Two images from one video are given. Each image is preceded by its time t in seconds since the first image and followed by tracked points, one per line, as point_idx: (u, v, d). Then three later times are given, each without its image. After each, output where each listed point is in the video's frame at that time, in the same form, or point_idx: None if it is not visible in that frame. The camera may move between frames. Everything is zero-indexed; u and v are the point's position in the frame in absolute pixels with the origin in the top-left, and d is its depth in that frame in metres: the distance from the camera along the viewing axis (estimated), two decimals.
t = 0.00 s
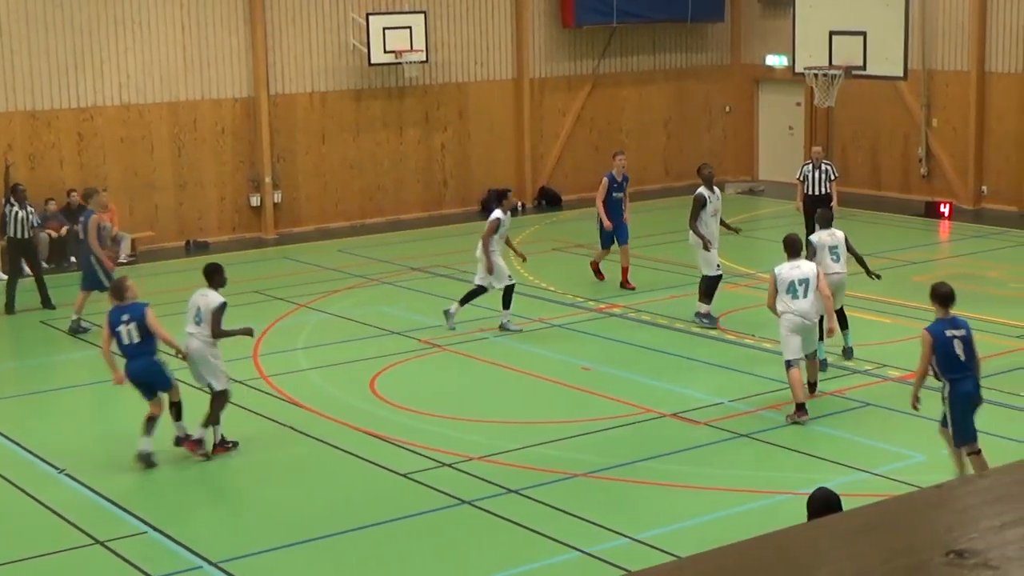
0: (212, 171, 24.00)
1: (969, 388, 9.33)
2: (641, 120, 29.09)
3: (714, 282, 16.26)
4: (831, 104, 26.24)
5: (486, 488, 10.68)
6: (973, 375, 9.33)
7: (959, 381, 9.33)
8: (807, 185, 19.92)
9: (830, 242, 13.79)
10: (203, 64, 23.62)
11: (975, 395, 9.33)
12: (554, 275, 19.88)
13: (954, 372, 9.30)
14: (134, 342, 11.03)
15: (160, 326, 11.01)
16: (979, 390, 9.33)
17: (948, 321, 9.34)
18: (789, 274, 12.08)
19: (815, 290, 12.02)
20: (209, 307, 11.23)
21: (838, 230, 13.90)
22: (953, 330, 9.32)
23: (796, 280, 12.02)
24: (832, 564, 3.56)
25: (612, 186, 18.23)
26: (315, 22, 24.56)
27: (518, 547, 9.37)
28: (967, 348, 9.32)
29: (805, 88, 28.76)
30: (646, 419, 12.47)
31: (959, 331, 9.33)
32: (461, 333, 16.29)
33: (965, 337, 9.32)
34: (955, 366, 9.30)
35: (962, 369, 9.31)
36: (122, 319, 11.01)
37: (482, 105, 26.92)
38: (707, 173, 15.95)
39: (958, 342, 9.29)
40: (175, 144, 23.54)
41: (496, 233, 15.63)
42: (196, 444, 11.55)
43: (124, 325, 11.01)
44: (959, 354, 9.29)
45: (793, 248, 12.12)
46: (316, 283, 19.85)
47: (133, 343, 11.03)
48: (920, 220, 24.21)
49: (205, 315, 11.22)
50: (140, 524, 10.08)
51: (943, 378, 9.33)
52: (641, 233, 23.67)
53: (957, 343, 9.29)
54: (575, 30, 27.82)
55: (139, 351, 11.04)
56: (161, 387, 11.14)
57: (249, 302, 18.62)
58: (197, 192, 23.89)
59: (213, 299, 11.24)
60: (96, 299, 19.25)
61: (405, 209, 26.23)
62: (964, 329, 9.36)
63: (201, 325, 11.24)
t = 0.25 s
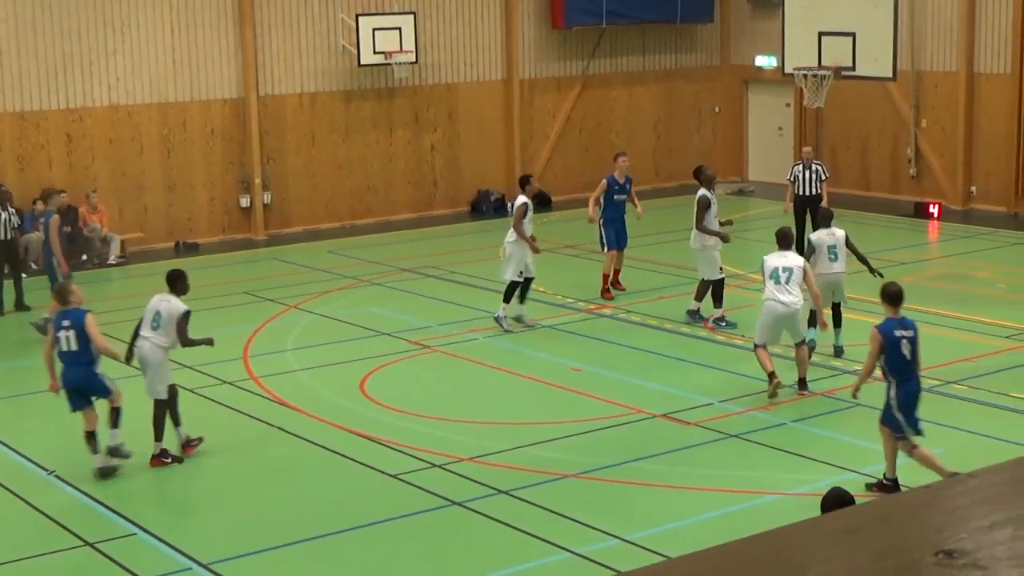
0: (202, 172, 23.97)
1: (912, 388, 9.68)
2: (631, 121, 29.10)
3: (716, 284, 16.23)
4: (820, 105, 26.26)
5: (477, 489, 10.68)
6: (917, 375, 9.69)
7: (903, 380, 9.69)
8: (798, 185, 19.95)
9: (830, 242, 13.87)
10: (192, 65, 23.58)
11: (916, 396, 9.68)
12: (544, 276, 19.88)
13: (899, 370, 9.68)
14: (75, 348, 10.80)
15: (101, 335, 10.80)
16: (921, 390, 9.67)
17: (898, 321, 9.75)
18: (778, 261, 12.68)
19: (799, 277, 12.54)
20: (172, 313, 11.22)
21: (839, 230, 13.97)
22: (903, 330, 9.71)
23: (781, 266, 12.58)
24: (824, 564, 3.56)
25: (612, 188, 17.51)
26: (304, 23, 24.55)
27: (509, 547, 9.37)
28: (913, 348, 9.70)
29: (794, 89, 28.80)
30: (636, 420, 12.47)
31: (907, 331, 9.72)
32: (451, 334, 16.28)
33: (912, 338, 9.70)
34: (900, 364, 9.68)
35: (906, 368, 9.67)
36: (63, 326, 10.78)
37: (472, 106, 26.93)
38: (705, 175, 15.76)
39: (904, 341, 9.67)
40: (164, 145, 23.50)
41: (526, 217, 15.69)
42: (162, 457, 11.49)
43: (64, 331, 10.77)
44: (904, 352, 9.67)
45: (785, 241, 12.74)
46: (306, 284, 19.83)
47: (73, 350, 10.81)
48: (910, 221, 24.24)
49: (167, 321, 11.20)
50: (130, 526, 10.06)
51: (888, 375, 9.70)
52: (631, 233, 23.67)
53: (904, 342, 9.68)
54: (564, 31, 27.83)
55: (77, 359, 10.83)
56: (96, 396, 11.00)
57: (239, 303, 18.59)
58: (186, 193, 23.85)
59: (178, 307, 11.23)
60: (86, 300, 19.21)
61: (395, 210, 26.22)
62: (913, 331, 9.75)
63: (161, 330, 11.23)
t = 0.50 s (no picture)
0: (194, 174, 23.95)
1: (865, 381, 9.76)
2: (624, 122, 29.12)
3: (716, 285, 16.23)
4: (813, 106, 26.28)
5: (470, 490, 10.67)
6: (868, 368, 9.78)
7: (858, 373, 9.74)
8: (791, 186, 19.97)
9: (824, 233, 13.98)
10: (184, 67, 23.56)
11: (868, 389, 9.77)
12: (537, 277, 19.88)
13: (855, 363, 9.73)
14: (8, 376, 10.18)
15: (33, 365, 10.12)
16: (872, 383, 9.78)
17: (847, 316, 9.81)
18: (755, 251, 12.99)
19: (776, 268, 12.90)
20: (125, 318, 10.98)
21: (832, 224, 14.08)
22: (854, 323, 9.78)
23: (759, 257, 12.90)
24: (818, 564, 3.57)
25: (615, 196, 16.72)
26: (296, 25, 24.53)
27: (502, 549, 9.37)
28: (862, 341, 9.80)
29: (786, 90, 28.83)
30: (629, 421, 12.47)
31: (856, 325, 9.81)
32: (444, 336, 16.28)
33: (862, 331, 9.80)
34: (856, 357, 9.73)
35: (861, 361, 9.74)
36: None
37: (465, 108, 26.94)
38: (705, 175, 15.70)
39: (857, 334, 9.75)
40: (157, 146, 23.48)
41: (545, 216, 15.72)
42: (153, 459, 11.48)
43: None
44: (858, 346, 9.74)
45: (761, 229, 13.00)
46: (299, 286, 19.82)
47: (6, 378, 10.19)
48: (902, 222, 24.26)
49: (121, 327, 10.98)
50: (123, 528, 10.05)
51: (845, 369, 9.71)
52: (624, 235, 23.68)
53: (857, 336, 9.76)
54: (557, 32, 27.84)
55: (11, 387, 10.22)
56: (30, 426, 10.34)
57: (232, 305, 18.58)
58: (179, 195, 23.84)
59: (132, 311, 10.97)
60: (78, 302, 19.19)
61: (388, 212, 26.21)
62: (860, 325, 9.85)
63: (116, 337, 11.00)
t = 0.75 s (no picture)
0: (189, 175, 23.93)
1: (808, 385, 9.76)
2: (619, 123, 29.13)
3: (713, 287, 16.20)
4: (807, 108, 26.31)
5: (466, 491, 10.67)
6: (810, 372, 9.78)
7: (801, 378, 9.73)
8: (786, 187, 19.98)
9: (819, 232, 14.04)
10: (178, 68, 23.55)
11: (810, 393, 9.78)
12: (532, 278, 19.88)
13: (799, 368, 9.70)
14: None
15: None
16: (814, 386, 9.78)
17: (787, 321, 9.76)
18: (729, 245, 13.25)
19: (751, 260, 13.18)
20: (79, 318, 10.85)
21: (827, 225, 14.15)
22: (794, 328, 9.74)
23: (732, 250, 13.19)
24: (814, 564, 3.57)
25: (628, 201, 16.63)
26: (291, 26, 24.54)
27: (497, 550, 9.36)
28: (803, 345, 9.77)
29: (781, 91, 28.85)
30: (624, 422, 12.47)
31: (796, 329, 9.77)
32: (440, 337, 16.27)
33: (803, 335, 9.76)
34: (799, 363, 9.70)
35: (803, 366, 9.72)
36: None
37: (460, 109, 26.95)
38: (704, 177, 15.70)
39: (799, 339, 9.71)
40: (151, 147, 23.46)
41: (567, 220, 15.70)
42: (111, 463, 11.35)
43: None
44: (800, 351, 9.71)
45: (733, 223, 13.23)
46: (294, 287, 19.81)
47: None
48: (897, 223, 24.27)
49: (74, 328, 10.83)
50: (118, 529, 10.04)
51: (789, 375, 9.68)
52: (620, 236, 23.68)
53: (798, 341, 9.72)
54: (552, 34, 27.86)
55: None
56: None
57: (227, 306, 18.56)
58: (174, 196, 23.82)
59: (86, 310, 10.85)
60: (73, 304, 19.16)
61: (383, 213, 26.19)
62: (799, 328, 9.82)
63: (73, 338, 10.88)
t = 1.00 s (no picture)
0: (187, 176, 23.93)
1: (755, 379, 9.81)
2: (616, 124, 29.13)
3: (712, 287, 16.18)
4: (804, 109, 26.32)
5: (463, 492, 10.66)
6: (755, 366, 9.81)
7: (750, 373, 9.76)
8: (784, 188, 19.98)
9: (819, 233, 14.05)
10: (176, 68, 23.54)
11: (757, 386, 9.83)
12: (530, 279, 19.88)
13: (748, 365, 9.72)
14: None
15: None
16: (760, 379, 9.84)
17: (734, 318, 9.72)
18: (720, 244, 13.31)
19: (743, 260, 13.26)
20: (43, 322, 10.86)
21: (826, 225, 14.17)
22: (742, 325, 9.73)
23: (727, 248, 13.27)
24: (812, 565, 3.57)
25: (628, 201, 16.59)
26: (288, 26, 24.54)
27: (495, 551, 9.36)
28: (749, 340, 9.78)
29: (779, 92, 28.87)
30: (622, 423, 12.47)
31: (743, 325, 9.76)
32: (437, 338, 16.27)
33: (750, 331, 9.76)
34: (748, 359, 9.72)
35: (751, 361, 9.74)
36: None
37: (457, 109, 26.95)
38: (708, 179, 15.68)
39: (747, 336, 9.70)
40: (149, 148, 23.45)
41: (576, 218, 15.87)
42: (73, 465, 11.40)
43: None
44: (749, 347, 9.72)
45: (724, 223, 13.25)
46: (291, 288, 19.80)
47: None
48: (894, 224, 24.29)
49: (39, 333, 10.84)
50: (115, 530, 10.03)
51: (740, 373, 9.69)
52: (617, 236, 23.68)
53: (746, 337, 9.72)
54: (550, 34, 27.87)
55: None
56: None
57: (224, 306, 18.56)
58: (172, 197, 23.82)
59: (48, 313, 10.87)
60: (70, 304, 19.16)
61: (381, 213, 26.18)
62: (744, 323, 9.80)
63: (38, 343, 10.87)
